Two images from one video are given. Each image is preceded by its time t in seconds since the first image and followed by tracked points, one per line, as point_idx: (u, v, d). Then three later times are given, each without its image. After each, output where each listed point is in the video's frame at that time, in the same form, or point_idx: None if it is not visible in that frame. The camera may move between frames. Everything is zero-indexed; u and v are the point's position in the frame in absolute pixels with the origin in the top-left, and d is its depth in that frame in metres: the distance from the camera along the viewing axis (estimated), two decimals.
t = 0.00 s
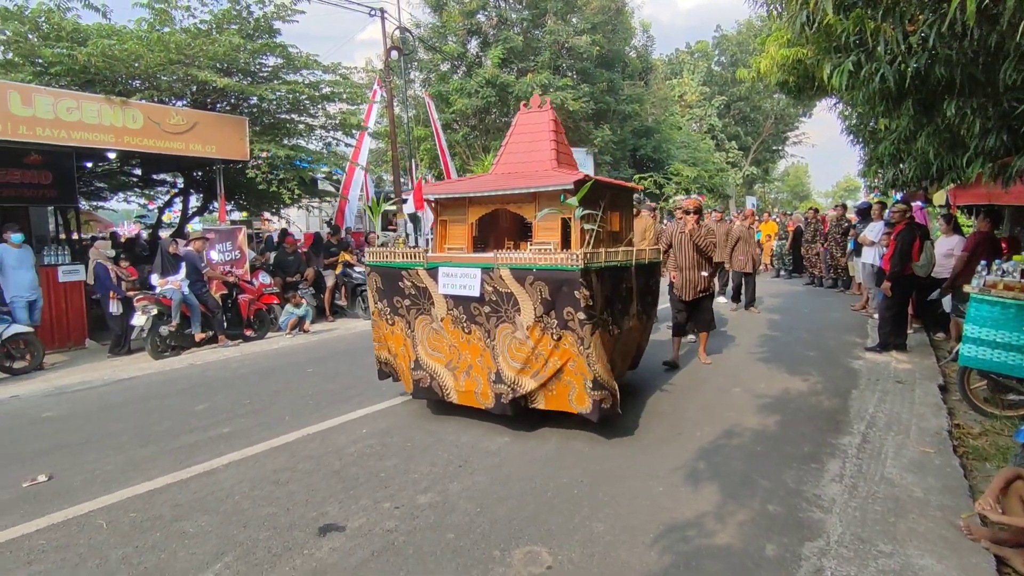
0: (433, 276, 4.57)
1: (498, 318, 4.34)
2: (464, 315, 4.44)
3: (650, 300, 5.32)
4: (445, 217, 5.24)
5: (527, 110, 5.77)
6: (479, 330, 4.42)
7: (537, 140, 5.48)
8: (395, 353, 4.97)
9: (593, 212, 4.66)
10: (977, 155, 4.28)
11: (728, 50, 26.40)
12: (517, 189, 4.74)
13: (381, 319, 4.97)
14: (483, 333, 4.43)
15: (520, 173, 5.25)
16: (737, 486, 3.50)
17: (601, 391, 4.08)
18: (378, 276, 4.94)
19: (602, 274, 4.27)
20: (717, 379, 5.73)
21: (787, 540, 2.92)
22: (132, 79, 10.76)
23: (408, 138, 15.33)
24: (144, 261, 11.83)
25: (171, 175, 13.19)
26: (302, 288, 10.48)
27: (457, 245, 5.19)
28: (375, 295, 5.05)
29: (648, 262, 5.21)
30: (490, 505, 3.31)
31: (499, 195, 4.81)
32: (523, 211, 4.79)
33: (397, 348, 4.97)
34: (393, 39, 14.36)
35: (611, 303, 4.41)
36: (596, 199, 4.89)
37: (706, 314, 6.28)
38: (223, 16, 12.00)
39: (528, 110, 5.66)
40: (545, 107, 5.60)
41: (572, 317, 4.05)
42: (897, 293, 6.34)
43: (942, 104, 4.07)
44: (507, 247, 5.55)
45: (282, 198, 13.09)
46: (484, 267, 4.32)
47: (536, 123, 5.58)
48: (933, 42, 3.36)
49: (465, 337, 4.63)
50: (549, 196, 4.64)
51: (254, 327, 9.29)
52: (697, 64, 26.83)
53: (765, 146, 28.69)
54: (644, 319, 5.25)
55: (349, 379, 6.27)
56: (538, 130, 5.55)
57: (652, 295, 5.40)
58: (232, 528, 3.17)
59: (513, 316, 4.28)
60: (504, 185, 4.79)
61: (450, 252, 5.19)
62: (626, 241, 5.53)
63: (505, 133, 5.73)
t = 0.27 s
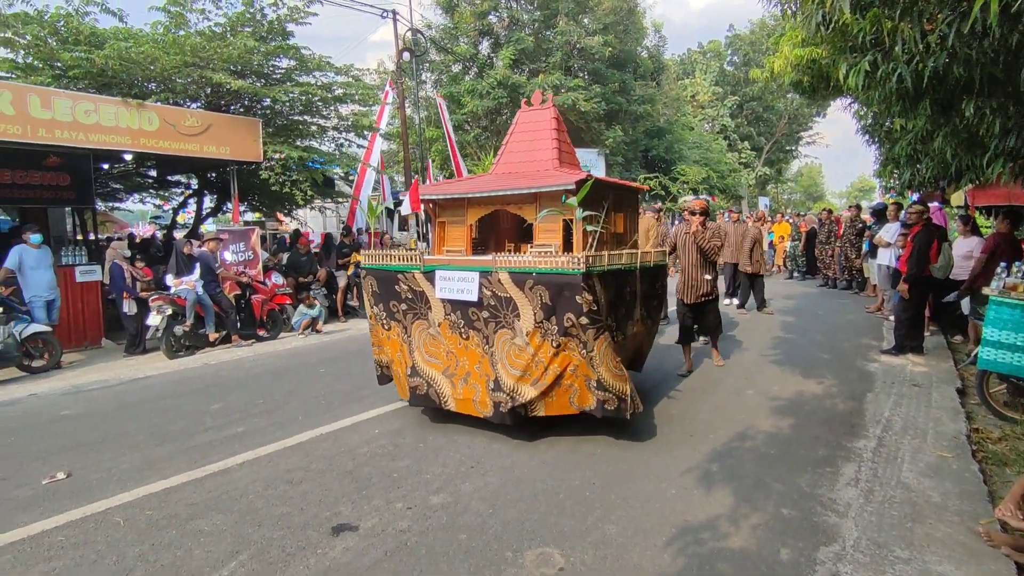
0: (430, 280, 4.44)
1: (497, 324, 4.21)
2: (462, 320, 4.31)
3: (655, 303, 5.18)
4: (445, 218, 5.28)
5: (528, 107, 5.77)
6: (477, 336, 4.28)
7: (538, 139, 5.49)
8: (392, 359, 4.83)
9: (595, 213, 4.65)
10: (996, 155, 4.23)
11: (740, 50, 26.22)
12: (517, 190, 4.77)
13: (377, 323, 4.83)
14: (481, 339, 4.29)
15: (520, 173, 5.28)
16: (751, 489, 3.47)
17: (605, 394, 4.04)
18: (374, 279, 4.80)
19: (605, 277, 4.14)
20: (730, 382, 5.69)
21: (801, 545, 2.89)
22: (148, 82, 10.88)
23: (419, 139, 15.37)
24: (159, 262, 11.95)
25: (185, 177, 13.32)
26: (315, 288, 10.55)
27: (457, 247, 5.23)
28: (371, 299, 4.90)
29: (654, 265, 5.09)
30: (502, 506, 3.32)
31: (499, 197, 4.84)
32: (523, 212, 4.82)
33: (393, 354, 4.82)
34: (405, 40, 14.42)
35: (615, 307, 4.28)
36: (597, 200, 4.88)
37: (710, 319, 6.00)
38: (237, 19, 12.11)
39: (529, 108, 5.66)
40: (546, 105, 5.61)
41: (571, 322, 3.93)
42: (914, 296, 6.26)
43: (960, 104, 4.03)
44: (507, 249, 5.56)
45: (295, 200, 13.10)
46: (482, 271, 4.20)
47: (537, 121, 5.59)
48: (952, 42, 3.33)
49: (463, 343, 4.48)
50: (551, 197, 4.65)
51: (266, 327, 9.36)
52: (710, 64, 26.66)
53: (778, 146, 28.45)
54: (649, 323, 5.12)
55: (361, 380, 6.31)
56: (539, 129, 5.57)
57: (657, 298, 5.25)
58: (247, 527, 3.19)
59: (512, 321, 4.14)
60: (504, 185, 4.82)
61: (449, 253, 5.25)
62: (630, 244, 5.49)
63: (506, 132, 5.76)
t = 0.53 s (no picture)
0: (423, 284, 4.22)
1: (492, 330, 3.98)
2: (456, 326, 4.10)
3: (659, 309, 4.93)
4: (440, 220, 5.05)
5: (528, 106, 5.59)
6: (472, 343, 4.07)
7: (539, 138, 5.31)
8: (384, 365, 4.62)
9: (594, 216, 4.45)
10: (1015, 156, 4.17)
11: (752, 50, 26.06)
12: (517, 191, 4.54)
13: (369, 329, 4.63)
14: (476, 346, 4.07)
15: (519, 173, 5.08)
16: (762, 494, 3.44)
17: (598, 397, 3.91)
18: (364, 283, 4.59)
19: (604, 282, 3.90)
20: (742, 385, 5.64)
21: (814, 551, 2.86)
22: (162, 84, 11.00)
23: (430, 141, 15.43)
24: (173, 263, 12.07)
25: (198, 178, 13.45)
26: (326, 288, 10.62)
27: (452, 250, 4.98)
28: (362, 303, 4.69)
29: (659, 269, 4.84)
30: (511, 509, 3.31)
31: (497, 198, 4.63)
32: (522, 213, 4.60)
33: (385, 361, 4.61)
34: (416, 43, 14.48)
35: (615, 312, 4.04)
36: (598, 201, 4.68)
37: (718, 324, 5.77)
38: (250, 22, 12.23)
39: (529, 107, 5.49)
40: (547, 103, 5.43)
41: (566, 330, 3.66)
42: (930, 298, 6.18)
43: (977, 105, 3.98)
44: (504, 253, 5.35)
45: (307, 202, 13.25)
46: (476, 275, 3.98)
47: (537, 120, 5.41)
48: (968, 43, 3.30)
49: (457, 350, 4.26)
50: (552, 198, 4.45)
51: (278, 328, 9.42)
52: (721, 64, 26.50)
53: (791, 147, 28.22)
54: (653, 330, 4.87)
55: (371, 381, 6.32)
56: (539, 128, 5.39)
57: (661, 303, 4.99)
58: (258, 527, 3.21)
59: (507, 328, 3.92)
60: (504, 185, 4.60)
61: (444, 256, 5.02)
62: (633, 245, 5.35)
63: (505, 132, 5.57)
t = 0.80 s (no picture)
0: (412, 288, 4.10)
1: (482, 337, 3.84)
2: (446, 333, 3.96)
3: (661, 316, 4.70)
4: (435, 222, 4.85)
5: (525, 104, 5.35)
6: (462, 351, 3.92)
7: (536, 136, 5.08)
8: (373, 372, 4.50)
9: (590, 218, 4.19)
10: None
11: (764, 52, 25.88)
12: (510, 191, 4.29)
13: (359, 334, 4.51)
14: (466, 354, 3.93)
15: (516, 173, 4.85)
16: (771, 499, 3.41)
17: (590, 400, 3.75)
18: (355, 287, 4.49)
19: (601, 288, 3.71)
20: (752, 389, 5.59)
21: (824, 558, 2.83)
22: (175, 88, 11.12)
23: (440, 143, 15.47)
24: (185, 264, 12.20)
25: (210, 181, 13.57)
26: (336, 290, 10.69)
27: (446, 253, 4.78)
28: (353, 308, 4.59)
29: (662, 273, 4.62)
30: (518, 512, 3.30)
31: (489, 199, 4.39)
32: (515, 215, 4.37)
33: (375, 367, 4.49)
34: (426, 45, 14.53)
35: (612, 320, 3.84)
36: (597, 202, 4.39)
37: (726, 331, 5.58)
38: (262, 25, 12.34)
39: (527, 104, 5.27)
40: (545, 101, 5.22)
41: (558, 338, 3.50)
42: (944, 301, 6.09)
43: (992, 106, 3.93)
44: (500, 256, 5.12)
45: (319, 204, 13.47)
46: (466, 280, 3.84)
47: (535, 118, 5.19)
48: (983, 43, 3.26)
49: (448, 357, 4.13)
50: (547, 199, 4.19)
51: (288, 329, 9.49)
52: (733, 66, 26.34)
53: (803, 148, 27.99)
54: (655, 338, 4.66)
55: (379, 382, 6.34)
56: (537, 126, 5.16)
57: (663, 310, 4.78)
58: (266, 528, 3.23)
59: (498, 336, 3.76)
60: (496, 186, 4.37)
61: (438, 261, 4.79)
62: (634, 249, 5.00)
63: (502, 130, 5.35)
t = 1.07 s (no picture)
0: (405, 292, 4.06)
1: (474, 344, 3.76)
2: (439, 340, 3.89)
3: (664, 323, 4.57)
4: (431, 225, 4.78)
5: (524, 103, 5.19)
6: (454, 358, 3.85)
7: (533, 137, 4.90)
8: (366, 379, 4.44)
9: (587, 221, 4.05)
10: None
11: (777, 53, 25.71)
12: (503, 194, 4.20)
13: (353, 340, 4.46)
14: (458, 361, 3.85)
15: (512, 175, 4.71)
16: (782, 506, 3.38)
17: (583, 410, 3.64)
18: (350, 291, 4.47)
19: (598, 293, 3.61)
20: (763, 393, 5.54)
21: (836, 565, 2.79)
22: (190, 92, 11.26)
23: (451, 146, 15.52)
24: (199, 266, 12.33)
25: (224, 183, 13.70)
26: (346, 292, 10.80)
27: (442, 256, 4.72)
28: (348, 313, 4.56)
29: (664, 278, 4.50)
30: (526, 515, 3.30)
31: (483, 201, 4.29)
32: (511, 216, 4.27)
33: (368, 374, 4.43)
34: (437, 49, 14.59)
35: (610, 326, 3.73)
36: (594, 204, 4.27)
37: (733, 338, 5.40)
38: (275, 30, 12.46)
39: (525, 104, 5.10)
40: (545, 101, 5.04)
41: (551, 346, 3.40)
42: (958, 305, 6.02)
43: (1011, 107, 3.87)
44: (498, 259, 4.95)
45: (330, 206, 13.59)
46: (459, 284, 3.78)
47: (533, 118, 5.02)
48: (1001, 43, 3.22)
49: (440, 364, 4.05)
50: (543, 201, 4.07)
51: (299, 331, 9.58)
52: (745, 68, 26.19)
53: (817, 150, 27.76)
54: (658, 346, 4.53)
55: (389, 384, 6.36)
56: (535, 126, 4.99)
57: (667, 317, 4.65)
58: (276, 528, 3.25)
59: (490, 343, 3.68)
60: (490, 188, 4.25)
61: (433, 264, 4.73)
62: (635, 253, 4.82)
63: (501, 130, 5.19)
